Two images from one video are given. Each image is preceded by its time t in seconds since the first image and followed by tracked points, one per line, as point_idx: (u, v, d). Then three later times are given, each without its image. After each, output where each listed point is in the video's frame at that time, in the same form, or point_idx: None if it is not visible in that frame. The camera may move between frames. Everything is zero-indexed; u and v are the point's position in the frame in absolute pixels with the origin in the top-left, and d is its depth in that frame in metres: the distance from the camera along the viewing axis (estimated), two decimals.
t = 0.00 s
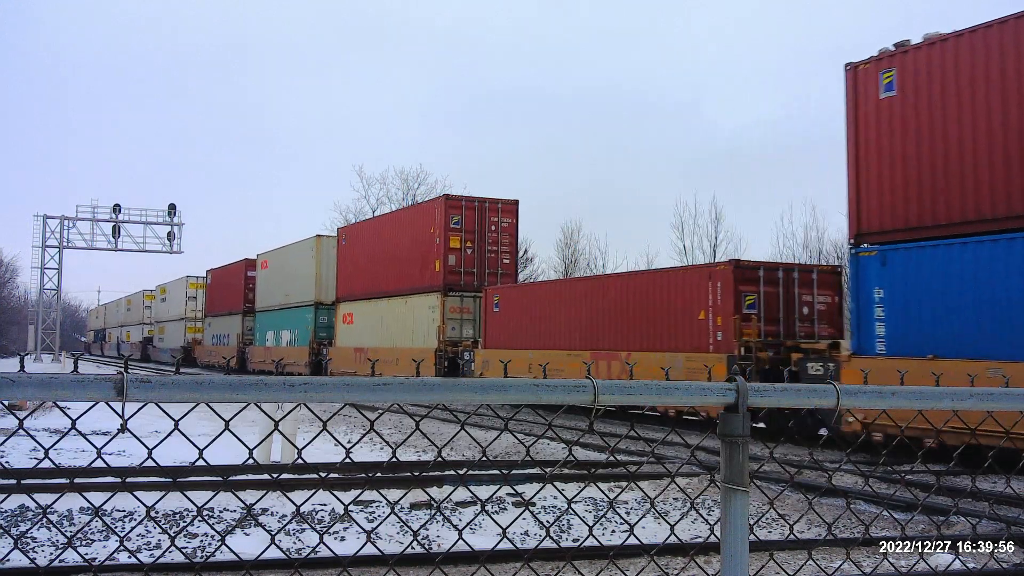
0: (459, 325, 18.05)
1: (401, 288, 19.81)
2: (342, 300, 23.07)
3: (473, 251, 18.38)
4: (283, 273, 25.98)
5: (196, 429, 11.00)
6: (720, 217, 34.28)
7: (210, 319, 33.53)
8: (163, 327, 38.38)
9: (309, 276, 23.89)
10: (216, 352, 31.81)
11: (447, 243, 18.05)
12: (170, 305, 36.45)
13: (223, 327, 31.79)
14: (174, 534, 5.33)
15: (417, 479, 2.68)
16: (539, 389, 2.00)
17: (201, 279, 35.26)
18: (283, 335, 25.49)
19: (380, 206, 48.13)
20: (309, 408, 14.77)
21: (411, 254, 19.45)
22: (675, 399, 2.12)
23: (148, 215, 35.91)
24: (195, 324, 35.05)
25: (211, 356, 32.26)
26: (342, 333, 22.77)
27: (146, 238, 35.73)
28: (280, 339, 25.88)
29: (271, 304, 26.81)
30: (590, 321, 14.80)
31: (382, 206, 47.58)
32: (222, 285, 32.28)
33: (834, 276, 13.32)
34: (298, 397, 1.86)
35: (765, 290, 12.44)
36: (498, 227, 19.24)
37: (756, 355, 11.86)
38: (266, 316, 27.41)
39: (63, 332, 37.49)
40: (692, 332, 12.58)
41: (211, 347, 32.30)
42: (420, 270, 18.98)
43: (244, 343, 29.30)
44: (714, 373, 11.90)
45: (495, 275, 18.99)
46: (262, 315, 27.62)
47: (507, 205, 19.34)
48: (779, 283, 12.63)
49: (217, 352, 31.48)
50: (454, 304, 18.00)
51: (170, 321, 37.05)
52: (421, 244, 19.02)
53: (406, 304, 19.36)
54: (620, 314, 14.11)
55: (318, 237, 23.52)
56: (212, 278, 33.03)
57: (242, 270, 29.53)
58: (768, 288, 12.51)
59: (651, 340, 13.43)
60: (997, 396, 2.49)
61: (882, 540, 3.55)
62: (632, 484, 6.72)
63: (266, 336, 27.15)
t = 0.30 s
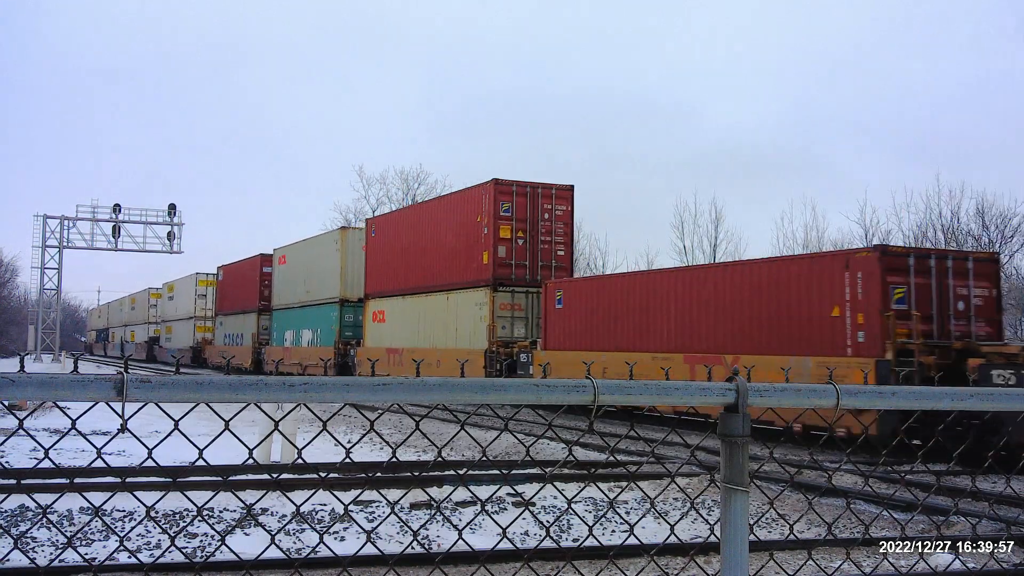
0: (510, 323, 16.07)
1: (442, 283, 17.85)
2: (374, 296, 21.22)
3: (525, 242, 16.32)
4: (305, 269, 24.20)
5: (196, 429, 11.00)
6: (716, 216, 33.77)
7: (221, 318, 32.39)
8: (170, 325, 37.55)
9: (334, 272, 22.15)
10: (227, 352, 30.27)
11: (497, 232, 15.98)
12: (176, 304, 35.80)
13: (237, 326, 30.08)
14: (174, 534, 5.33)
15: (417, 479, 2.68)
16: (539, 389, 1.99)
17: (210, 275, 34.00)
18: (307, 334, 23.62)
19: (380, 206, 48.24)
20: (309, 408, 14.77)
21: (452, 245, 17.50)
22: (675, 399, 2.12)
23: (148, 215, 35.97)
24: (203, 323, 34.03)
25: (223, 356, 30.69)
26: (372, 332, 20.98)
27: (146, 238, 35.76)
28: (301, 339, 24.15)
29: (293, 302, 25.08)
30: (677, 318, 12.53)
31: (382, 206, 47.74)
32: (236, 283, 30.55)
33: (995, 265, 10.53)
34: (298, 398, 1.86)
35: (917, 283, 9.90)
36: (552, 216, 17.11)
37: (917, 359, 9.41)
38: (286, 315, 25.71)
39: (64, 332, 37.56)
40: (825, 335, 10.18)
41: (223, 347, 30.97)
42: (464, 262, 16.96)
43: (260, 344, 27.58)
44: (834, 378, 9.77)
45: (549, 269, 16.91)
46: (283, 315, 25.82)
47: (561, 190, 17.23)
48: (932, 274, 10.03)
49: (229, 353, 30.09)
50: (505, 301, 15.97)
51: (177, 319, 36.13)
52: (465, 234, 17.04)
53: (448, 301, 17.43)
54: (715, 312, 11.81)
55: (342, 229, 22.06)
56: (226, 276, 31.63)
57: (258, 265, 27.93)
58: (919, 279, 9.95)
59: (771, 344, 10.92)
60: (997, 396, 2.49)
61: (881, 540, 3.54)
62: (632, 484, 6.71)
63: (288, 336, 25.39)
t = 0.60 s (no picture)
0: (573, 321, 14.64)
1: (490, 276, 16.28)
2: (406, 292, 19.61)
3: (589, 230, 15.02)
4: (328, 261, 22.63)
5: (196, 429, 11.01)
6: (716, 216, 33.81)
7: (232, 318, 30.70)
8: (178, 326, 36.29)
9: (361, 267, 20.41)
10: (240, 353, 28.41)
11: (558, 219, 14.63)
12: (184, 303, 34.69)
13: (252, 326, 28.24)
14: (174, 534, 5.33)
15: (417, 479, 2.68)
16: (539, 389, 1.99)
17: (219, 273, 32.35)
18: (331, 334, 21.90)
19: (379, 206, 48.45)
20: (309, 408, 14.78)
21: (502, 233, 16.01)
22: (675, 399, 2.11)
23: (148, 215, 36.05)
24: (213, 322, 32.51)
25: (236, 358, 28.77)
26: (403, 331, 19.41)
27: (146, 238, 35.82)
28: (324, 339, 22.46)
29: (315, 300, 23.33)
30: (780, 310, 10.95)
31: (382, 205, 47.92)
32: (249, 279, 28.66)
33: None
34: (298, 397, 1.86)
35: None
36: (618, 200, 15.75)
37: None
38: (306, 314, 23.97)
39: (64, 332, 37.58)
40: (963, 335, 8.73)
41: (235, 347, 29.47)
42: (517, 254, 15.54)
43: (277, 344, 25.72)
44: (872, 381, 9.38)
45: (615, 261, 15.47)
46: (302, 313, 24.04)
47: (628, 171, 15.82)
48: None
49: (243, 354, 28.26)
50: (568, 296, 14.60)
51: (185, 319, 34.70)
52: (514, 221, 15.72)
53: (497, 297, 15.90)
54: (782, 310, 10.93)
55: (371, 219, 20.33)
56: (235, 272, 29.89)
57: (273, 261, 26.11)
58: None
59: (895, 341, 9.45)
60: (997, 395, 2.49)
61: (882, 540, 3.55)
62: (632, 484, 6.71)
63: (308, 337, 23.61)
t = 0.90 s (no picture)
0: (655, 319, 12.92)
1: (553, 268, 14.60)
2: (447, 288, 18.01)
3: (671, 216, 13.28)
4: (359, 255, 21.11)
5: (196, 430, 11.00)
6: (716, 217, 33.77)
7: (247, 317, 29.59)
8: (185, 325, 34.91)
9: (395, 261, 19.06)
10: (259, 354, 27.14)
11: (636, 202, 12.97)
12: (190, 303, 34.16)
13: (269, 325, 27.06)
14: (174, 534, 5.33)
15: (417, 479, 2.68)
16: (539, 389, 1.99)
17: (231, 269, 31.23)
18: (359, 333, 20.47)
19: (379, 206, 48.48)
20: (309, 408, 14.77)
21: (564, 221, 14.38)
22: (674, 399, 2.11)
23: (148, 215, 36.05)
24: (224, 321, 31.20)
25: (253, 358, 27.67)
26: (443, 331, 17.86)
27: (146, 238, 35.83)
28: (350, 339, 20.95)
29: (341, 297, 22.01)
30: (818, 306, 10.60)
31: (382, 205, 47.96)
32: (267, 277, 27.51)
33: None
34: (298, 398, 1.86)
35: None
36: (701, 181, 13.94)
37: None
38: (329, 313, 22.64)
39: (64, 332, 37.50)
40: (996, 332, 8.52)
41: (249, 348, 28.43)
42: (581, 244, 13.92)
43: (299, 344, 24.67)
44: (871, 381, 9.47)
45: (700, 250, 13.65)
46: (328, 310, 22.58)
47: (713, 149, 14.02)
48: None
49: (262, 355, 26.85)
50: (648, 290, 12.93)
51: (192, 319, 33.64)
52: (580, 206, 14.06)
53: (559, 292, 14.31)
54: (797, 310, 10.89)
55: (405, 208, 19.02)
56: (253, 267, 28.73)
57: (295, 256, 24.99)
58: None
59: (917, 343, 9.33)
60: (998, 396, 2.49)
61: (882, 540, 3.55)
62: (632, 484, 6.71)
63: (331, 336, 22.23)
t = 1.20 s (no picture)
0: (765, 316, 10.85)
1: (627, 259, 12.73)
2: (498, 283, 16.13)
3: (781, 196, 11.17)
4: (392, 248, 19.37)
5: (197, 430, 11.00)
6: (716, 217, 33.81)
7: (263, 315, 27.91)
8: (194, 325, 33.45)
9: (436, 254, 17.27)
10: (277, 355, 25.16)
11: (740, 179, 10.93)
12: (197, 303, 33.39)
13: (289, 323, 25.18)
14: (174, 534, 5.33)
15: (417, 479, 2.68)
16: (539, 389, 1.99)
17: (244, 265, 29.42)
18: (392, 333, 18.77)
19: (379, 206, 48.54)
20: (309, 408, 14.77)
21: (647, 206, 12.46)
22: (674, 399, 2.12)
23: (148, 215, 36.08)
24: (236, 320, 29.17)
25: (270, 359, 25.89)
26: (493, 330, 16.20)
27: (146, 238, 35.88)
28: (382, 338, 19.28)
29: (373, 293, 20.26)
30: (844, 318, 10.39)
31: (382, 205, 48.02)
32: (286, 273, 25.70)
33: None
34: (297, 398, 1.86)
35: None
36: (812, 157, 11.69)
37: None
38: (360, 311, 20.94)
39: (64, 332, 37.49)
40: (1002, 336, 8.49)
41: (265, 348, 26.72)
42: (669, 232, 11.96)
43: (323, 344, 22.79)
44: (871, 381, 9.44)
45: (813, 236, 11.40)
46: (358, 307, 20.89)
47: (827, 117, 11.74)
48: None
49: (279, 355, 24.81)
50: (756, 283, 10.86)
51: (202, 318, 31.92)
52: (667, 187, 12.09)
53: (640, 286, 12.35)
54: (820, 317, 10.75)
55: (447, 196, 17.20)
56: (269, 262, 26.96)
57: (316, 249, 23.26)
58: None
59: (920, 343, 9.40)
60: (997, 396, 2.49)
61: (882, 540, 3.55)
62: (632, 484, 6.71)
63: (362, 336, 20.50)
